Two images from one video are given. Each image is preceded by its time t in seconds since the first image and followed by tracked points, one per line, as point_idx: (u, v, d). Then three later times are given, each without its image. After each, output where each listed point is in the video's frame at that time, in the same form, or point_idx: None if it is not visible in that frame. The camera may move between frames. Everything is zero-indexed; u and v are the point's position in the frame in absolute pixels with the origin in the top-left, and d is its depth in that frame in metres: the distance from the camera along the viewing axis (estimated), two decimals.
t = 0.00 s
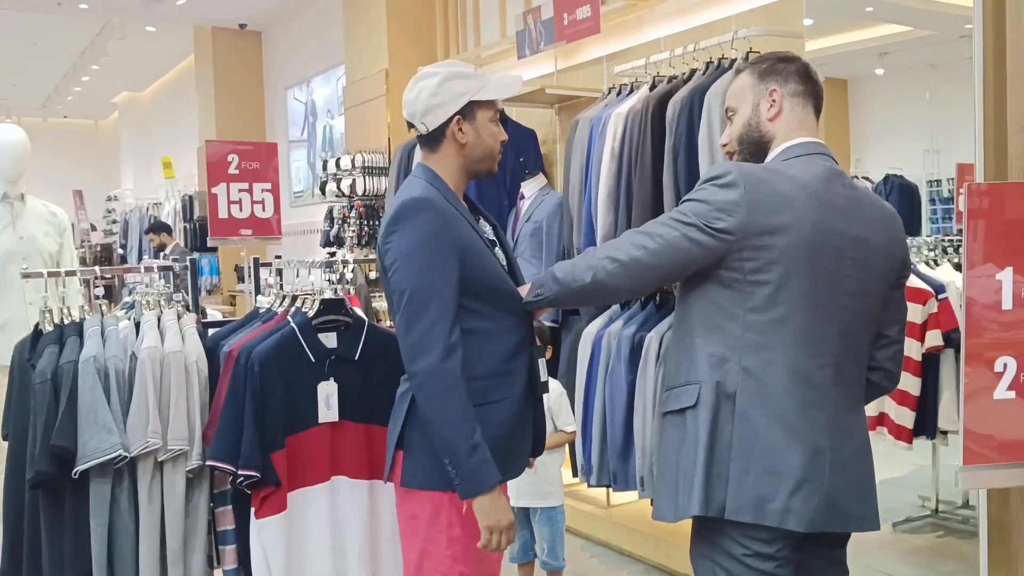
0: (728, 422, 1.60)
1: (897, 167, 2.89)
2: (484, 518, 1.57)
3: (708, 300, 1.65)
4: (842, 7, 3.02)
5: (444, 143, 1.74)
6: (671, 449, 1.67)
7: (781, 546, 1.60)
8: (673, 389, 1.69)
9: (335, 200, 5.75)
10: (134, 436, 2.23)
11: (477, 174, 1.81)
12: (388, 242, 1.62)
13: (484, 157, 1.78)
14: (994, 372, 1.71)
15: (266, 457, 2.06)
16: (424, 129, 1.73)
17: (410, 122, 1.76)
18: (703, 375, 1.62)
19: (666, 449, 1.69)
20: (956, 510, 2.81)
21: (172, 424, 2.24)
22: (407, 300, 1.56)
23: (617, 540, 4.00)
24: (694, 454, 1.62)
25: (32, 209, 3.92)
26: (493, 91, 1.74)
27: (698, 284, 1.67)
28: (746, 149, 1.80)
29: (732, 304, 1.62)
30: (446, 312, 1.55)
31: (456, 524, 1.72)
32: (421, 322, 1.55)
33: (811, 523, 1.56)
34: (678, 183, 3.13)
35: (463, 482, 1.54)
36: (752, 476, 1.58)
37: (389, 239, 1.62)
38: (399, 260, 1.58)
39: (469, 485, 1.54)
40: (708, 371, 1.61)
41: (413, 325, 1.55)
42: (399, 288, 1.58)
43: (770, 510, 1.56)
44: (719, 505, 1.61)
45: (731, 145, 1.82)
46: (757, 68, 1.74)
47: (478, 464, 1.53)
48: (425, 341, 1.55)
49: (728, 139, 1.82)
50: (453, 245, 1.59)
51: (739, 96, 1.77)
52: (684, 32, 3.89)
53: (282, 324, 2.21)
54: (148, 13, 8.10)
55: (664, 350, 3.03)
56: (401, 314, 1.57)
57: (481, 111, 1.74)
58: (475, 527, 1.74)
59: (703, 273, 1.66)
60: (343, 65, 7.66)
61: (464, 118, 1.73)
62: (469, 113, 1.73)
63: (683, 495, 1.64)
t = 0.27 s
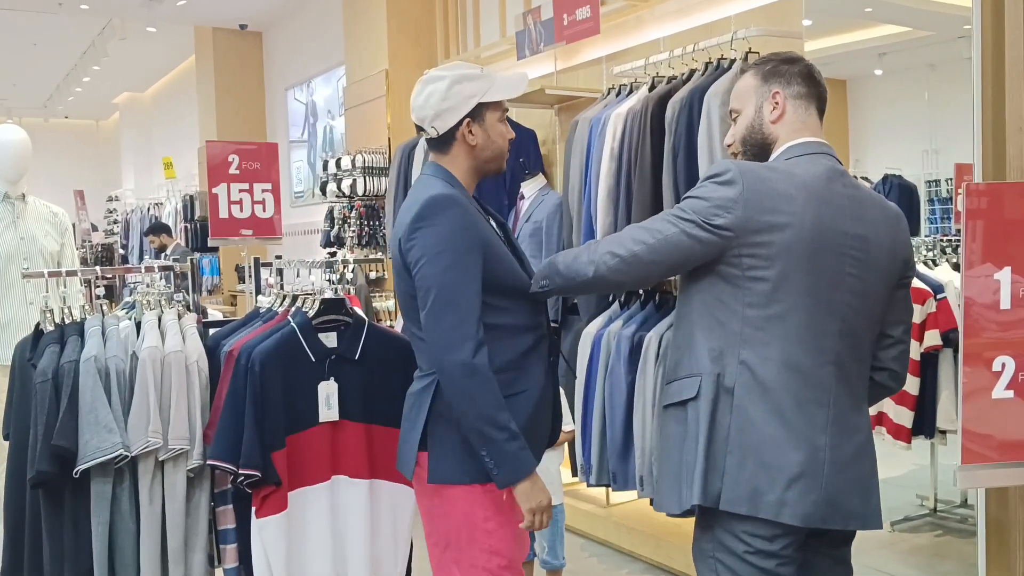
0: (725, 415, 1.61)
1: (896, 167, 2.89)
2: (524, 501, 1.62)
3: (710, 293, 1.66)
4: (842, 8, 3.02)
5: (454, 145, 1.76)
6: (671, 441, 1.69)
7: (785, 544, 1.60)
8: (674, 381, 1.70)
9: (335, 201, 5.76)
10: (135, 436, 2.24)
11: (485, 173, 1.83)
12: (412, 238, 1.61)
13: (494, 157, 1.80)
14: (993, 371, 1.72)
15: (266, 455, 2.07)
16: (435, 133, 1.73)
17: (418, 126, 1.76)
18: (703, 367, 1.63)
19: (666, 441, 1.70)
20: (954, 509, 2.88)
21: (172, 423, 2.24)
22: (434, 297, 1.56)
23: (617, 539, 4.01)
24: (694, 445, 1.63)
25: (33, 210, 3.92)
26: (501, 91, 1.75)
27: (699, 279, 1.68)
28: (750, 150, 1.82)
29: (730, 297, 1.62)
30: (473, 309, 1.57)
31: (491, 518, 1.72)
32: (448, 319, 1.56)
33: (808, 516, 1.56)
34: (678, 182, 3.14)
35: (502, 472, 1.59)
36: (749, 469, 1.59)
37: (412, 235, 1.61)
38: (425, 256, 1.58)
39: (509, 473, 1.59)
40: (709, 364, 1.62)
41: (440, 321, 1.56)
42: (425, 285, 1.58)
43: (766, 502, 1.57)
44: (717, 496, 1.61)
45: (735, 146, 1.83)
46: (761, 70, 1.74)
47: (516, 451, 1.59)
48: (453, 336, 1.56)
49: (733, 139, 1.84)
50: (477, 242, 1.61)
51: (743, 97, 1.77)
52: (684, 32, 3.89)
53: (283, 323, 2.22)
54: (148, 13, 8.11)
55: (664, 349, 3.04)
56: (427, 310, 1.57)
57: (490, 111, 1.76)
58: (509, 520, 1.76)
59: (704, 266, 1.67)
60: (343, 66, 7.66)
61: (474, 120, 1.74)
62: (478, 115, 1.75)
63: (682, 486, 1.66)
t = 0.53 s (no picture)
0: (722, 412, 1.62)
1: (894, 167, 2.90)
2: (558, 498, 1.68)
3: (708, 290, 1.66)
4: (841, 8, 3.03)
5: (460, 140, 1.76)
6: (666, 437, 1.69)
7: (784, 541, 1.61)
8: (673, 378, 1.70)
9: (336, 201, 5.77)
10: (136, 435, 2.24)
11: (488, 170, 1.84)
12: (436, 239, 1.62)
13: (497, 152, 1.81)
14: (991, 371, 1.72)
15: (265, 455, 2.08)
16: (439, 128, 1.74)
17: (420, 122, 1.76)
18: (701, 365, 1.64)
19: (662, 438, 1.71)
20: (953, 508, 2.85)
21: (173, 423, 2.25)
22: (465, 299, 1.58)
23: (617, 538, 4.02)
24: (689, 442, 1.63)
25: (34, 209, 3.92)
26: (504, 84, 1.76)
27: (699, 277, 1.68)
28: (753, 148, 1.82)
29: (727, 296, 1.62)
30: (502, 309, 1.60)
31: (495, 526, 1.73)
32: (481, 320, 1.58)
33: (806, 513, 1.57)
34: (676, 181, 3.14)
35: (538, 471, 1.64)
36: (746, 466, 1.59)
37: (437, 236, 1.62)
38: (452, 258, 1.60)
39: (543, 472, 1.65)
40: (705, 361, 1.63)
41: (473, 323, 1.58)
42: (454, 287, 1.59)
43: (764, 498, 1.57)
44: (713, 492, 1.62)
45: (738, 141, 1.83)
46: (769, 68, 1.74)
47: (554, 449, 1.66)
48: (488, 337, 1.59)
49: (735, 134, 1.83)
50: (501, 243, 1.64)
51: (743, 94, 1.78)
52: (684, 32, 3.89)
53: (282, 323, 2.22)
54: (149, 14, 8.12)
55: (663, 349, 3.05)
56: (457, 312, 1.59)
57: (493, 105, 1.78)
58: (511, 529, 1.76)
59: (701, 264, 1.67)
60: (344, 66, 7.67)
61: (479, 113, 1.76)
62: (484, 107, 1.76)
63: (677, 482, 1.66)
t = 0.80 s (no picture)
0: (733, 414, 1.61)
1: (895, 167, 2.89)
2: (571, 507, 1.68)
3: (714, 291, 1.65)
4: (841, 8, 3.02)
5: (463, 137, 1.76)
6: (677, 439, 1.68)
7: (790, 540, 1.60)
8: (681, 379, 1.68)
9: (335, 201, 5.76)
10: (135, 435, 2.24)
11: (490, 167, 1.84)
12: (452, 241, 1.60)
13: (499, 148, 1.81)
14: (993, 370, 1.72)
15: (263, 454, 2.07)
16: (441, 127, 1.73)
17: (421, 121, 1.76)
18: (710, 367, 1.63)
19: (672, 439, 1.70)
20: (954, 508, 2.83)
21: (171, 422, 2.25)
22: (484, 302, 1.58)
23: (617, 539, 4.01)
24: (703, 443, 1.63)
25: (33, 209, 3.91)
26: (505, 79, 1.76)
27: (704, 278, 1.68)
28: (754, 142, 1.80)
29: (734, 297, 1.62)
30: (520, 312, 1.61)
31: (505, 531, 1.72)
32: (501, 323, 1.58)
33: (816, 512, 1.56)
34: (677, 180, 3.14)
35: (553, 478, 1.65)
36: (756, 466, 1.59)
37: (453, 238, 1.60)
38: (469, 261, 1.59)
39: (559, 481, 1.66)
40: (715, 363, 1.62)
41: (492, 327, 1.58)
42: (473, 290, 1.59)
43: (774, 499, 1.57)
44: (726, 494, 1.61)
45: (737, 131, 1.80)
46: (780, 62, 1.73)
47: (567, 455, 1.67)
48: (509, 340, 1.59)
49: (735, 123, 1.80)
50: (515, 245, 1.65)
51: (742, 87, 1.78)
52: (684, 31, 3.89)
53: (280, 323, 2.21)
54: (148, 14, 8.11)
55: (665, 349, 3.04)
56: (475, 315, 1.59)
57: (495, 101, 1.77)
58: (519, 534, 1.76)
59: (708, 265, 1.66)
60: (343, 66, 7.66)
61: (482, 110, 1.75)
62: (485, 105, 1.76)
63: (691, 483, 1.65)
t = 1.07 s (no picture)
0: (734, 413, 1.61)
1: (895, 167, 2.89)
2: (572, 508, 1.67)
3: (714, 291, 1.64)
4: (841, 7, 3.02)
5: (466, 134, 1.75)
6: (677, 439, 1.68)
7: (789, 539, 1.60)
8: (681, 379, 1.68)
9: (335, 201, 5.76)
10: (133, 435, 2.23)
11: (492, 166, 1.83)
12: (456, 241, 1.60)
13: (502, 147, 1.81)
14: (993, 370, 1.72)
15: (263, 454, 2.07)
16: (445, 123, 1.73)
17: (425, 117, 1.75)
18: (711, 367, 1.62)
19: (673, 439, 1.69)
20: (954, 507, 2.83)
21: (170, 422, 2.24)
22: (489, 302, 1.58)
23: (617, 538, 4.01)
24: (704, 443, 1.62)
25: (33, 209, 3.91)
26: (509, 79, 1.76)
27: (703, 278, 1.67)
28: (755, 146, 1.79)
29: (736, 297, 1.61)
30: (525, 314, 1.61)
31: (507, 532, 1.72)
32: (505, 323, 1.58)
33: (817, 511, 1.57)
34: (677, 180, 3.13)
35: (556, 480, 1.65)
36: (757, 466, 1.59)
37: (457, 238, 1.60)
38: (473, 261, 1.59)
39: (561, 482, 1.65)
40: (716, 363, 1.61)
41: (496, 327, 1.58)
42: (477, 291, 1.58)
43: (775, 499, 1.57)
44: (728, 494, 1.61)
45: (736, 136, 1.79)
46: (772, 64, 1.72)
47: (568, 453, 1.68)
48: (512, 341, 1.59)
49: (733, 128, 1.79)
50: (520, 245, 1.65)
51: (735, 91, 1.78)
52: (684, 30, 3.89)
53: (280, 323, 2.21)
54: (148, 14, 8.11)
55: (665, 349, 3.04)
56: (480, 316, 1.58)
57: (500, 100, 1.77)
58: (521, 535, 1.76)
59: (709, 266, 1.66)
60: (343, 65, 7.66)
61: (486, 109, 1.75)
62: (490, 103, 1.75)
63: (692, 483, 1.65)
